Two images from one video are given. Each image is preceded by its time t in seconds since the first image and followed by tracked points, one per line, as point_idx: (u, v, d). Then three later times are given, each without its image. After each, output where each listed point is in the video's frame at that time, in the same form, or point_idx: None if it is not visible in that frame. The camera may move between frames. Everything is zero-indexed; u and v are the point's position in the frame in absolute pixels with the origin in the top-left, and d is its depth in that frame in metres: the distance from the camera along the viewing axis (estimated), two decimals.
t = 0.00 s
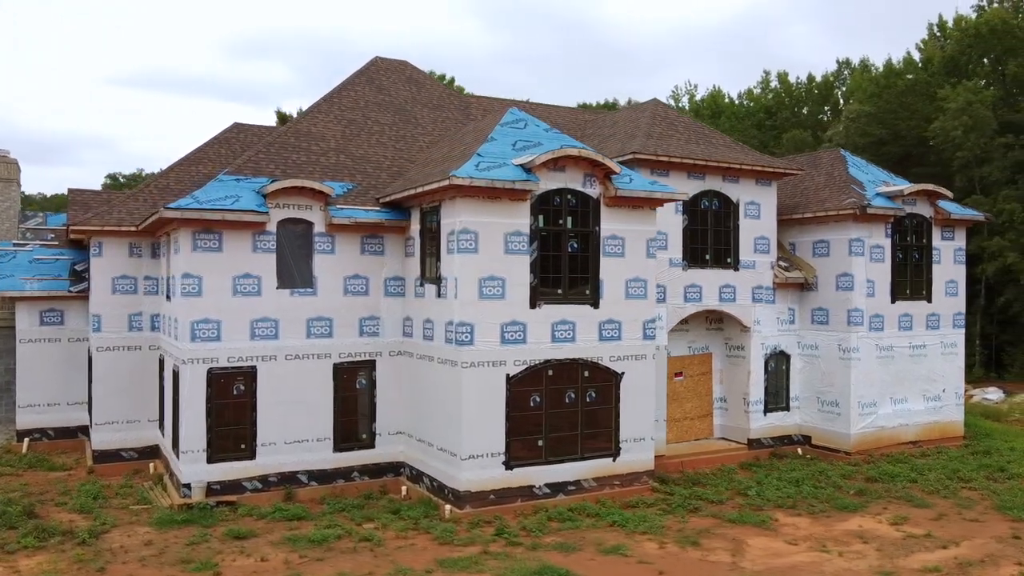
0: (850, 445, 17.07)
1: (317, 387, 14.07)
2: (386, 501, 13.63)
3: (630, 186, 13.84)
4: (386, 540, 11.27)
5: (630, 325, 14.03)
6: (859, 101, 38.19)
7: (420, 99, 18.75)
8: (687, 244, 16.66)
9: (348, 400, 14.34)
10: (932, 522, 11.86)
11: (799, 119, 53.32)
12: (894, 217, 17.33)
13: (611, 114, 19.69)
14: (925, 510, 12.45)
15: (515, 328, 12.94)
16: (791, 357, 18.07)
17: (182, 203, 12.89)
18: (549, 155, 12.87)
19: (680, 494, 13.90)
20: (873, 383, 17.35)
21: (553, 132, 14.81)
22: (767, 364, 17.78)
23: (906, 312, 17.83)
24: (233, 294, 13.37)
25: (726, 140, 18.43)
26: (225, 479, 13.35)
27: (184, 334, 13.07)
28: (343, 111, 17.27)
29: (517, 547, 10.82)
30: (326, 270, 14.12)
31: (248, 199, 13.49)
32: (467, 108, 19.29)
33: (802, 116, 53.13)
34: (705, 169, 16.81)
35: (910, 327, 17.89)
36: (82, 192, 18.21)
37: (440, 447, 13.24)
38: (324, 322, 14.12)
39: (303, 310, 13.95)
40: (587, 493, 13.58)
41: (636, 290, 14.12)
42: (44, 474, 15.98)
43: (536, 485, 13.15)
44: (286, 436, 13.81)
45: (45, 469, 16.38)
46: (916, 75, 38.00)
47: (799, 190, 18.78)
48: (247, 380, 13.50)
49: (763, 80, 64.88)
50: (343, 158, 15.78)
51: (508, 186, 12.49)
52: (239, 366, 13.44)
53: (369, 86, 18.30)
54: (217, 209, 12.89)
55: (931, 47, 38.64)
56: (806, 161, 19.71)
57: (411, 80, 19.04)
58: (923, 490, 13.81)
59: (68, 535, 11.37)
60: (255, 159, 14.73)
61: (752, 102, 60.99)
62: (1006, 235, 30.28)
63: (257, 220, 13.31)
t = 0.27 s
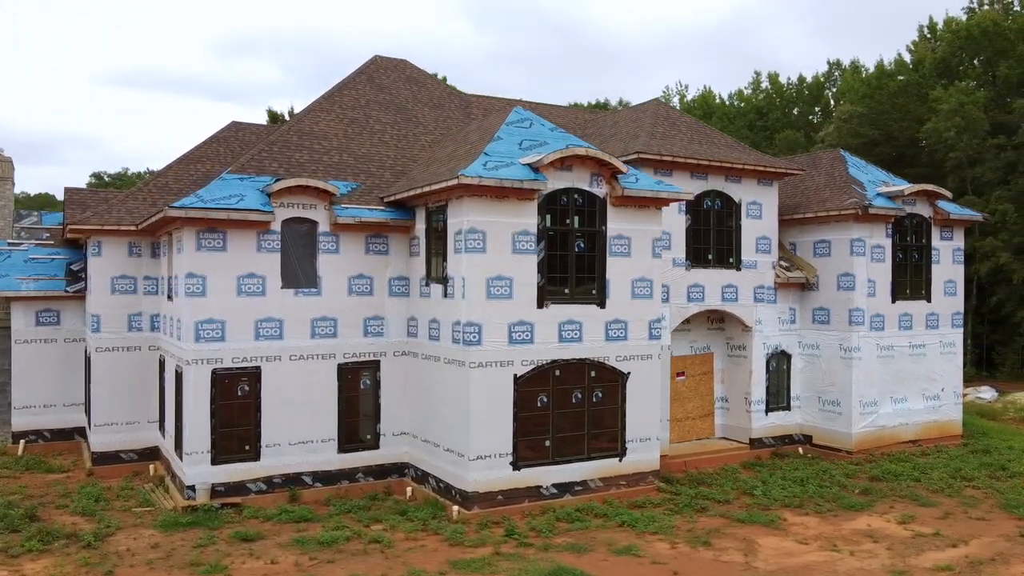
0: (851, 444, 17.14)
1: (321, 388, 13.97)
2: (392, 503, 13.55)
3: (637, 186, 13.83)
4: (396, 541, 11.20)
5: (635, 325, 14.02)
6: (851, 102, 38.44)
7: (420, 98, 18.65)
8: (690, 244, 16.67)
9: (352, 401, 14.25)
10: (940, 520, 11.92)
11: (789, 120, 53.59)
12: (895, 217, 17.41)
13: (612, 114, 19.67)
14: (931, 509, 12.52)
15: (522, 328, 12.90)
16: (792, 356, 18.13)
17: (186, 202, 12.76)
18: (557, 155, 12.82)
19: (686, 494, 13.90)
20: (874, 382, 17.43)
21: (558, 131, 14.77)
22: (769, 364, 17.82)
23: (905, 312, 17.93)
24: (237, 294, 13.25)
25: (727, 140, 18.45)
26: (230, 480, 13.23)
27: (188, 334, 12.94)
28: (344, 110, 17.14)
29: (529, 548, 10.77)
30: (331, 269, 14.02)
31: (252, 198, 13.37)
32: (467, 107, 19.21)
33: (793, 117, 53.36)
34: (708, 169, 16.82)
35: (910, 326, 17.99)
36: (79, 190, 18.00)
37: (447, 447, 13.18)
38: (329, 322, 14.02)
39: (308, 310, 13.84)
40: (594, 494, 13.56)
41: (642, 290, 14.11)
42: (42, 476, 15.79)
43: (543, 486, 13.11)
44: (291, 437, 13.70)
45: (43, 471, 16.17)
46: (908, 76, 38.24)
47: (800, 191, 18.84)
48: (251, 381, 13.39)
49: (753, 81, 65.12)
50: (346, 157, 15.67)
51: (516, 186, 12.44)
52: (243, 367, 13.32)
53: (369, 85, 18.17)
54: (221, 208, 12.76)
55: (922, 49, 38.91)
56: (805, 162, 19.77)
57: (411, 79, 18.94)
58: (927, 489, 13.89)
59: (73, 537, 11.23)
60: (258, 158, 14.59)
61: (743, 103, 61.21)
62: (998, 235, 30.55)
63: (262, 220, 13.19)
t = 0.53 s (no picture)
0: (852, 444, 17.21)
1: (325, 389, 13.86)
2: (398, 504, 13.46)
3: (643, 186, 13.81)
4: (405, 543, 11.12)
5: (641, 325, 14.00)
6: (842, 103, 38.64)
7: (420, 98, 18.56)
8: (692, 244, 16.69)
9: (356, 402, 14.15)
10: (946, 520, 11.98)
11: (780, 121, 53.83)
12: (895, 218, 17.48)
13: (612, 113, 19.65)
14: (937, 508, 12.58)
15: (529, 328, 12.85)
16: (793, 356, 18.18)
17: (190, 202, 12.62)
18: (565, 155, 12.77)
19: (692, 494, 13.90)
20: (874, 382, 17.51)
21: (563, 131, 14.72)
22: (770, 364, 17.85)
23: (905, 312, 18.03)
24: (241, 294, 13.13)
25: (728, 141, 18.48)
26: (234, 483, 13.10)
27: (192, 335, 12.80)
28: (345, 109, 17.02)
29: (540, 549, 10.73)
30: (335, 269, 13.92)
31: (256, 198, 13.24)
32: (467, 106, 19.13)
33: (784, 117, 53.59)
34: (710, 169, 16.83)
35: (909, 326, 18.09)
36: (75, 189, 17.78)
37: (453, 448, 13.11)
38: (333, 322, 13.92)
39: (312, 310, 13.73)
40: (600, 494, 13.53)
41: (648, 290, 14.09)
42: (40, 479, 15.58)
43: (550, 487, 13.07)
44: (295, 438, 13.58)
45: (40, 474, 15.96)
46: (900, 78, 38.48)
47: (800, 191, 18.89)
48: (255, 382, 13.26)
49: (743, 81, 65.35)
50: (348, 156, 15.56)
51: (524, 186, 12.38)
52: (247, 368, 13.20)
53: (369, 84, 18.05)
54: (226, 208, 12.64)
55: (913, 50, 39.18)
56: (805, 162, 19.83)
57: (411, 78, 18.84)
58: (931, 488, 13.96)
59: (77, 541, 11.08)
60: (260, 157, 14.47)
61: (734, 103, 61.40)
62: (990, 235, 30.82)
63: (266, 219, 13.07)
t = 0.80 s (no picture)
0: (853, 443, 17.28)
1: (329, 390, 13.76)
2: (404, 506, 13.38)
3: (648, 186, 13.80)
4: (415, 545, 11.05)
5: (647, 326, 13.99)
6: (834, 104, 38.85)
7: (420, 97, 18.46)
8: (695, 244, 16.71)
9: (360, 403, 14.05)
10: (953, 519, 12.04)
11: (771, 121, 54.07)
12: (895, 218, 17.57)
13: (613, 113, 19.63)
14: (942, 507, 12.64)
15: (536, 329, 12.80)
16: (793, 356, 18.23)
17: (194, 201, 12.49)
18: (572, 155, 12.72)
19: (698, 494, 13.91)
20: (874, 382, 17.59)
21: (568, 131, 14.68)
22: (771, 364, 17.89)
23: (905, 312, 18.12)
24: (245, 294, 13.01)
25: (729, 141, 18.50)
26: (238, 485, 12.98)
27: (196, 336, 12.67)
28: (346, 108, 16.91)
29: (552, 551, 10.68)
30: (339, 269, 13.82)
31: (261, 197, 13.12)
32: (467, 106, 19.05)
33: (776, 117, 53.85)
34: (713, 169, 16.84)
35: (908, 326, 18.19)
36: (71, 188, 17.56)
37: (459, 449, 13.05)
38: (337, 323, 13.82)
39: (316, 311, 13.62)
40: (606, 495, 13.50)
41: (653, 290, 14.07)
42: (38, 482, 15.38)
43: (556, 487, 13.03)
44: (299, 440, 13.47)
45: (37, 477, 15.76)
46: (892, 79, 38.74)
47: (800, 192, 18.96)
48: (259, 383, 13.14)
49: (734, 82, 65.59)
50: (350, 156, 15.46)
51: (532, 186, 12.33)
52: (251, 369, 13.08)
53: (369, 83, 17.94)
54: (231, 207, 12.51)
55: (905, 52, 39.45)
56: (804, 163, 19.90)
57: (411, 78, 18.74)
58: (935, 487, 14.03)
59: (82, 545, 10.93)
60: (263, 156, 14.35)
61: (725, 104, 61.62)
62: (983, 236, 31.09)
63: (271, 219, 12.96)
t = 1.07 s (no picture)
0: (854, 442, 17.36)
1: (334, 390, 13.65)
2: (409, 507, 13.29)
3: (653, 186, 13.78)
4: (424, 547, 10.98)
5: (652, 326, 13.98)
6: (827, 105, 39.08)
7: (420, 96, 18.37)
8: (697, 244, 16.72)
9: (364, 403, 13.95)
10: (959, 518, 12.10)
11: (763, 122, 54.31)
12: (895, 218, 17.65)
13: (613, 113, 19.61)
14: (948, 506, 12.71)
15: (543, 329, 12.76)
16: (794, 356, 18.28)
17: (199, 200, 12.35)
18: (579, 154, 12.68)
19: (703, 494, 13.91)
20: (874, 381, 17.68)
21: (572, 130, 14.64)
22: (771, 364, 17.94)
23: (904, 312, 18.22)
24: (250, 295, 12.89)
25: (729, 141, 18.53)
26: (242, 487, 12.86)
27: (200, 337, 12.53)
28: (347, 107, 16.80)
29: (563, 552, 10.64)
30: (344, 269, 13.72)
31: (265, 197, 13.00)
32: (467, 105, 18.97)
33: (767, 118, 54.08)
34: (715, 169, 16.86)
35: (907, 326, 18.29)
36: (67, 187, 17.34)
37: (466, 450, 12.98)
38: (342, 323, 13.71)
39: (321, 311, 13.51)
40: (612, 495, 13.48)
41: (658, 290, 14.06)
42: (35, 484, 15.18)
43: (563, 488, 12.99)
44: (303, 441, 13.36)
45: (34, 480, 15.54)
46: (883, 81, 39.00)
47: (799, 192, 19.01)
48: (264, 384, 13.02)
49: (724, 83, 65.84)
50: (353, 155, 15.35)
51: (540, 185, 12.27)
52: (256, 370, 12.95)
53: (369, 82, 17.83)
54: (235, 206, 12.39)
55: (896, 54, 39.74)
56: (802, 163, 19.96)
57: (410, 77, 18.64)
58: (938, 487, 14.11)
59: (86, 549, 10.78)
60: (266, 155, 14.22)
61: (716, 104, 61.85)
62: (975, 236, 31.34)
63: (275, 219, 12.84)
